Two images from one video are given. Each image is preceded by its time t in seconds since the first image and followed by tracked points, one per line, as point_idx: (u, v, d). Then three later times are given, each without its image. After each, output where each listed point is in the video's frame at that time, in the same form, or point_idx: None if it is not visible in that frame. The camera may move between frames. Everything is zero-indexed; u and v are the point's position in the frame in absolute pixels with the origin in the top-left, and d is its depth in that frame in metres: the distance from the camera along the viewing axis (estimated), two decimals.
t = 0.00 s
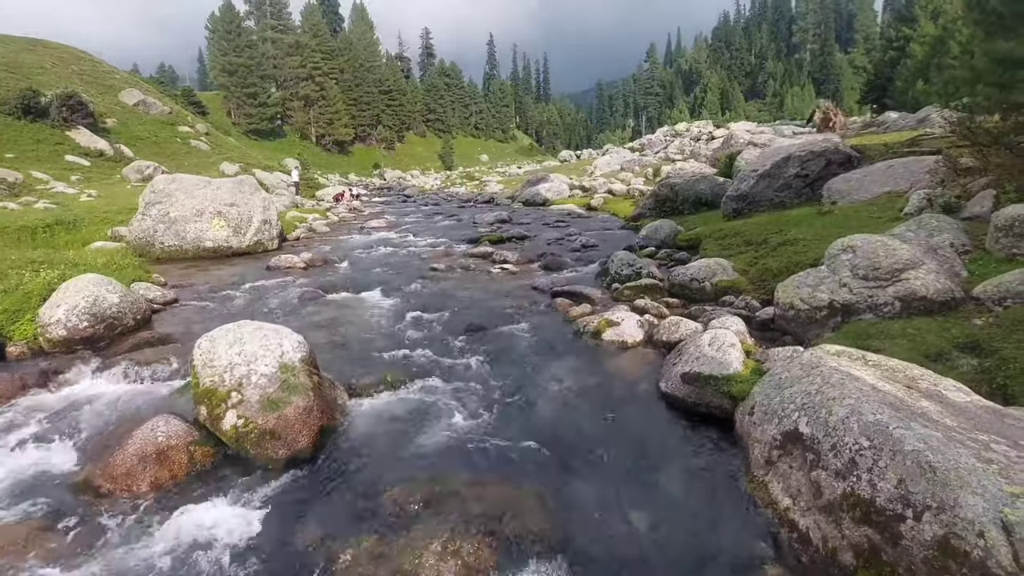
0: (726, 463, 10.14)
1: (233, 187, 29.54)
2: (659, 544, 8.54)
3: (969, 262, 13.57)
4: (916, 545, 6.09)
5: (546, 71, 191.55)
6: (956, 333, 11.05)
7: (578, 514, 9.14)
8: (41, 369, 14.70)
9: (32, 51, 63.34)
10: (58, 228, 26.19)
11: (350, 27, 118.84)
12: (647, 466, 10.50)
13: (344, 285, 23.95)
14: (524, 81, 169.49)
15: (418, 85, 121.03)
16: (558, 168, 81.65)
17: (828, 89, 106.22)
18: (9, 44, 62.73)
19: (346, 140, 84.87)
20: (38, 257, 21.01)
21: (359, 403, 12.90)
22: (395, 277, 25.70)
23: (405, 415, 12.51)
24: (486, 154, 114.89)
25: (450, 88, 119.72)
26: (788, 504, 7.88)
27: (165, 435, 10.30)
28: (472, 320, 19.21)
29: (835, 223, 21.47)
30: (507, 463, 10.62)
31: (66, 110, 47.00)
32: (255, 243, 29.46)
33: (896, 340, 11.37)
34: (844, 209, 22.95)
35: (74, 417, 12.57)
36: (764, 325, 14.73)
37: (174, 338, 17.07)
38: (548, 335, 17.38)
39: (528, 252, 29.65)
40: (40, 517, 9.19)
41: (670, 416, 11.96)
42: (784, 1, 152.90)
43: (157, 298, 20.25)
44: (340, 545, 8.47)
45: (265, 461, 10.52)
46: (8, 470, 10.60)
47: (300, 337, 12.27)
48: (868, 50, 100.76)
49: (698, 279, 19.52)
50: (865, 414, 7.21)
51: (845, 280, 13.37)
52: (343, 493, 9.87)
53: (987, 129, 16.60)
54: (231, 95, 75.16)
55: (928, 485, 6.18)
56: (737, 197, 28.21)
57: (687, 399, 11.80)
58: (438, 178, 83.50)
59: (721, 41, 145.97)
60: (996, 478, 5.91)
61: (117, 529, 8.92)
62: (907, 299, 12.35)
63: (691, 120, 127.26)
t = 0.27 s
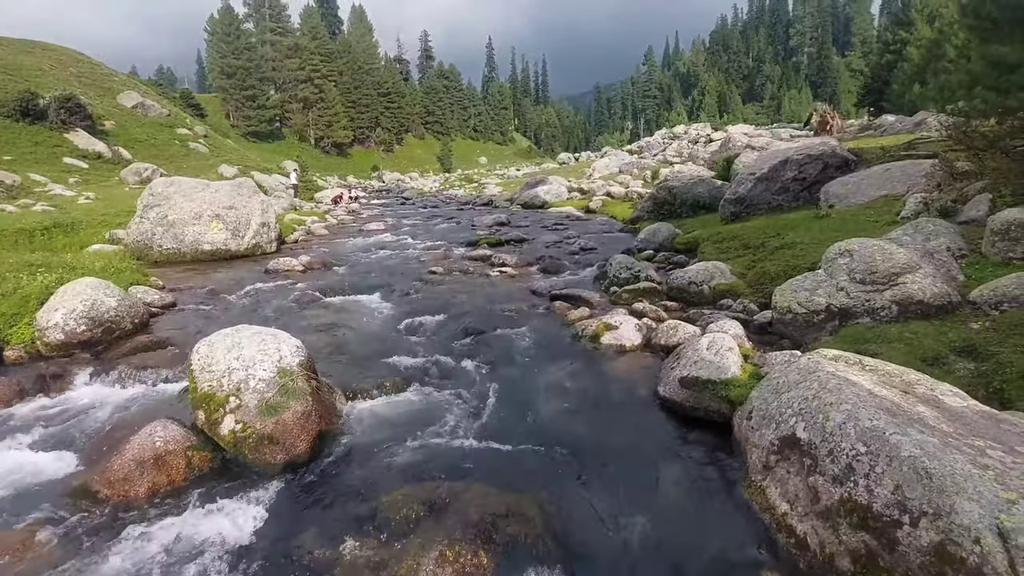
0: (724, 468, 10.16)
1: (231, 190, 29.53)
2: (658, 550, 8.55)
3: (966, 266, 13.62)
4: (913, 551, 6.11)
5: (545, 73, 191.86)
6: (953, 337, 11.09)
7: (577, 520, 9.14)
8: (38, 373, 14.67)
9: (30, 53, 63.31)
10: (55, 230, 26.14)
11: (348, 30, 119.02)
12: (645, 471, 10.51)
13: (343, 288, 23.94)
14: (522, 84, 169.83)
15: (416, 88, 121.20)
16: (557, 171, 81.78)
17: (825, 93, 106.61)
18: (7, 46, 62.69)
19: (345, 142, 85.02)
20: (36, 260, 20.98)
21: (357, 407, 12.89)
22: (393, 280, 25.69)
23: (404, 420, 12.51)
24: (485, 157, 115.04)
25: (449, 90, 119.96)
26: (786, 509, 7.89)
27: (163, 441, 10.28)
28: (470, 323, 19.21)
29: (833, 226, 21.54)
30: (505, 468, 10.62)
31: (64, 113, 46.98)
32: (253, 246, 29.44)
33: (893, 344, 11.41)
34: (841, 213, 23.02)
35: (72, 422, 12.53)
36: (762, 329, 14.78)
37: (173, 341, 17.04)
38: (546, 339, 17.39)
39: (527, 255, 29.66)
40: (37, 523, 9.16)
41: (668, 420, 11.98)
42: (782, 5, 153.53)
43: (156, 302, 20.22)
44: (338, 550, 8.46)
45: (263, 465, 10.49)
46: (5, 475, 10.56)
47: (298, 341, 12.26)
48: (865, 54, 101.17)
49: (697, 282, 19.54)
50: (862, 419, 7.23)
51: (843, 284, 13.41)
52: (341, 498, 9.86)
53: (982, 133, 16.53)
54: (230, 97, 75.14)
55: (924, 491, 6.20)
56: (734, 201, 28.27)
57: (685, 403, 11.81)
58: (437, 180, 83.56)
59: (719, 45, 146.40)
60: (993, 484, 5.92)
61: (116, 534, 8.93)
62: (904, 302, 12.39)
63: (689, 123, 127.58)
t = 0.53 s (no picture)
0: (722, 475, 10.18)
1: (229, 195, 29.52)
2: (655, 558, 8.55)
3: (962, 272, 13.68)
4: (909, 560, 6.11)
5: (543, 78, 192.49)
6: (949, 344, 11.13)
7: (575, 528, 9.14)
8: (35, 380, 14.62)
9: (28, 57, 63.31)
10: (53, 235, 26.10)
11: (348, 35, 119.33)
12: (643, 479, 10.52)
13: (341, 293, 23.92)
14: (521, 88, 170.41)
15: (415, 92, 121.53)
16: (555, 176, 81.97)
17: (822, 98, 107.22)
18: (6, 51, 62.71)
19: (344, 147, 85.26)
20: (33, 266, 20.95)
21: (355, 414, 12.87)
22: (391, 285, 25.68)
23: (402, 427, 12.49)
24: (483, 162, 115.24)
25: (448, 95, 120.32)
26: (783, 517, 7.90)
27: (160, 448, 10.23)
28: (469, 329, 19.20)
29: (829, 232, 21.60)
30: (503, 476, 10.61)
31: (62, 117, 46.96)
32: (251, 251, 29.42)
33: (890, 351, 11.44)
34: (838, 219, 23.09)
35: (68, 429, 12.48)
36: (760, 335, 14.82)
37: (170, 347, 17.01)
38: (544, 345, 17.40)
39: (525, 260, 29.69)
40: (32, 532, 9.11)
41: (666, 427, 11.98)
42: (778, 12, 154.50)
43: (153, 307, 20.19)
44: (335, 559, 8.44)
45: (259, 473, 10.45)
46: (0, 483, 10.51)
47: (296, 348, 12.25)
48: (861, 60, 101.79)
49: (694, 288, 19.57)
50: (858, 427, 7.25)
51: (840, 290, 13.44)
52: (339, 506, 9.84)
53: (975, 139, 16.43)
54: (229, 102, 75.06)
55: (920, 499, 6.21)
56: (732, 206, 28.36)
57: (683, 410, 11.82)
58: (435, 185, 83.67)
59: (717, 50, 147.12)
60: (988, 493, 5.93)
61: (111, 542, 8.92)
62: (901, 309, 12.43)
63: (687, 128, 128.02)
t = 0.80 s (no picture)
0: (719, 485, 10.18)
1: (227, 202, 29.51)
2: (652, 569, 8.53)
3: (957, 281, 13.74)
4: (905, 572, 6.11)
5: (541, 86, 193.54)
6: (945, 352, 11.16)
7: (572, 539, 9.11)
8: (29, 389, 14.52)
9: (27, 64, 63.36)
10: (49, 242, 26.03)
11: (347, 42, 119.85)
12: (641, 488, 10.50)
13: (339, 301, 23.90)
14: (519, 96, 171.28)
15: (413, 100, 122.01)
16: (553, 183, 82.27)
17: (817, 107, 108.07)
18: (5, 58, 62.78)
19: (342, 154, 85.53)
20: (29, 273, 20.89)
21: (352, 423, 12.84)
22: (389, 293, 25.67)
23: (398, 436, 12.46)
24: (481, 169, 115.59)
25: (447, 103, 120.83)
26: (780, 528, 7.89)
27: (155, 458, 10.13)
28: (466, 338, 19.19)
29: (825, 241, 21.68)
30: (500, 486, 10.58)
31: (60, 124, 46.94)
32: (249, 258, 29.38)
33: (885, 359, 11.48)
34: (833, 227, 23.20)
35: (62, 439, 12.40)
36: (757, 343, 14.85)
37: (166, 356, 16.95)
38: (541, 353, 17.39)
39: (523, 267, 29.73)
40: (26, 544, 9.04)
41: (663, 436, 11.98)
42: (774, 22, 155.91)
43: (149, 315, 20.12)
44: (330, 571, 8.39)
45: (255, 483, 10.40)
46: None
47: (292, 357, 12.20)
48: (856, 69, 102.70)
49: (691, 296, 19.58)
50: (854, 438, 7.25)
51: (835, 298, 13.49)
52: (335, 517, 9.80)
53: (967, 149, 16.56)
54: (227, 108, 75.08)
55: (916, 510, 6.21)
56: (728, 214, 28.46)
57: (680, 419, 11.82)
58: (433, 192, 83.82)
59: (713, 59, 148.22)
60: (982, 503, 5.94)
61: (105, 554, 8.85)
62: (896, 317, 12.48)
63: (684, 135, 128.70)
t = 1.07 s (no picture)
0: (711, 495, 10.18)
1: (217, 210, 29.34)
2: None
3: (943, 290, 13.89)
4: None
5: (534, 95, 194.70)
6: (932, 361, 11.26)
7: (564, 550, 9.07)
8: (12, 399, 14.27)
9: (16, 69, 62.87)
10: (36, 250, 25.72)
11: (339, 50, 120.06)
12: (632, 498, 10.50)
13: (330, 310, 23.77)
14: (511, 104, 172.10)
15: (406, 108, 122.25)
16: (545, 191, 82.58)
17: (806, 117, 109.49)
18: None
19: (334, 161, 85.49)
20: (15, 281, 20.62)
21: (343, 432, 12.75)
22: (381, 302, 25.59)
23: (390, 446, 12.38)
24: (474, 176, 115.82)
25: (439, 111, 121.22)
26: (771, 537, 7.90)
27: (140, 470, 10.01)
28: (458, 347, 19.15)
29: (814, 250, 21.87)
30: (491, 496, 10.54)
31: (49, 130, 46.54)
32: (239, 266, 29.19)
33: (873, 368, 11.58)
34: (821, 236, 23.42)
35: (46, 450, 12.20)
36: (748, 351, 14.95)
37: (154, 365, 16.75)
38: (534, 362, 17.37)
39: (515, 276, 29.74)
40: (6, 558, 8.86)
41: (654, 446, 11.98)
42: (762, 33, 158.08)
43: (137, 324, 19.91)
44: None
45: (242, 496, 10.27)
46: None
47: (282, 367, 12.09)
48: (843, 80, 104.24)
49: (683, 304, 19.65)
50: (842, 448, 7.28)
51: (824, 307, 13.59)
52: (324, 529, 9.69)
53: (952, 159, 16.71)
54: (219, 115, 74.79)
55: (904, 520, 6.24)
56: (719, 223, 28.64)
57: (671, 428, 11.83)
58: (426, 199, 83.80)
59: (704, 69, 149.88)
60: (969, 513, 5.98)
61: (90, 570, 8.72)
62: (884, 326, 12.59)
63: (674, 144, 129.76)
